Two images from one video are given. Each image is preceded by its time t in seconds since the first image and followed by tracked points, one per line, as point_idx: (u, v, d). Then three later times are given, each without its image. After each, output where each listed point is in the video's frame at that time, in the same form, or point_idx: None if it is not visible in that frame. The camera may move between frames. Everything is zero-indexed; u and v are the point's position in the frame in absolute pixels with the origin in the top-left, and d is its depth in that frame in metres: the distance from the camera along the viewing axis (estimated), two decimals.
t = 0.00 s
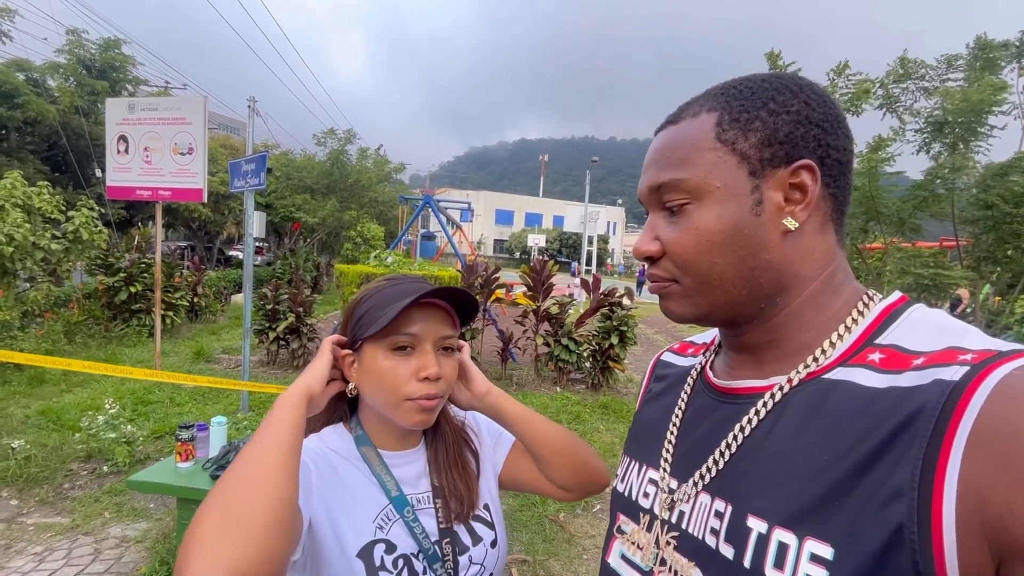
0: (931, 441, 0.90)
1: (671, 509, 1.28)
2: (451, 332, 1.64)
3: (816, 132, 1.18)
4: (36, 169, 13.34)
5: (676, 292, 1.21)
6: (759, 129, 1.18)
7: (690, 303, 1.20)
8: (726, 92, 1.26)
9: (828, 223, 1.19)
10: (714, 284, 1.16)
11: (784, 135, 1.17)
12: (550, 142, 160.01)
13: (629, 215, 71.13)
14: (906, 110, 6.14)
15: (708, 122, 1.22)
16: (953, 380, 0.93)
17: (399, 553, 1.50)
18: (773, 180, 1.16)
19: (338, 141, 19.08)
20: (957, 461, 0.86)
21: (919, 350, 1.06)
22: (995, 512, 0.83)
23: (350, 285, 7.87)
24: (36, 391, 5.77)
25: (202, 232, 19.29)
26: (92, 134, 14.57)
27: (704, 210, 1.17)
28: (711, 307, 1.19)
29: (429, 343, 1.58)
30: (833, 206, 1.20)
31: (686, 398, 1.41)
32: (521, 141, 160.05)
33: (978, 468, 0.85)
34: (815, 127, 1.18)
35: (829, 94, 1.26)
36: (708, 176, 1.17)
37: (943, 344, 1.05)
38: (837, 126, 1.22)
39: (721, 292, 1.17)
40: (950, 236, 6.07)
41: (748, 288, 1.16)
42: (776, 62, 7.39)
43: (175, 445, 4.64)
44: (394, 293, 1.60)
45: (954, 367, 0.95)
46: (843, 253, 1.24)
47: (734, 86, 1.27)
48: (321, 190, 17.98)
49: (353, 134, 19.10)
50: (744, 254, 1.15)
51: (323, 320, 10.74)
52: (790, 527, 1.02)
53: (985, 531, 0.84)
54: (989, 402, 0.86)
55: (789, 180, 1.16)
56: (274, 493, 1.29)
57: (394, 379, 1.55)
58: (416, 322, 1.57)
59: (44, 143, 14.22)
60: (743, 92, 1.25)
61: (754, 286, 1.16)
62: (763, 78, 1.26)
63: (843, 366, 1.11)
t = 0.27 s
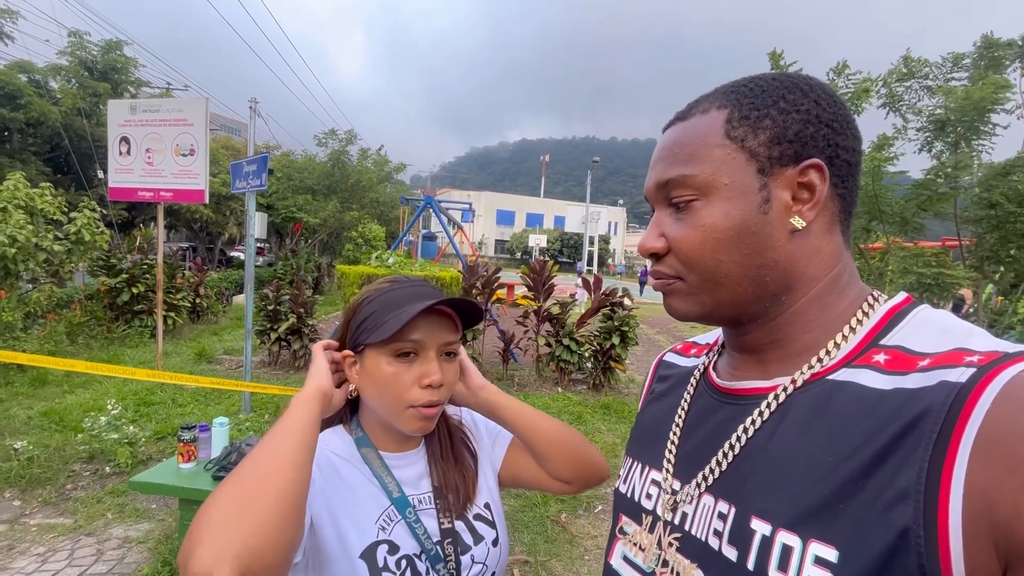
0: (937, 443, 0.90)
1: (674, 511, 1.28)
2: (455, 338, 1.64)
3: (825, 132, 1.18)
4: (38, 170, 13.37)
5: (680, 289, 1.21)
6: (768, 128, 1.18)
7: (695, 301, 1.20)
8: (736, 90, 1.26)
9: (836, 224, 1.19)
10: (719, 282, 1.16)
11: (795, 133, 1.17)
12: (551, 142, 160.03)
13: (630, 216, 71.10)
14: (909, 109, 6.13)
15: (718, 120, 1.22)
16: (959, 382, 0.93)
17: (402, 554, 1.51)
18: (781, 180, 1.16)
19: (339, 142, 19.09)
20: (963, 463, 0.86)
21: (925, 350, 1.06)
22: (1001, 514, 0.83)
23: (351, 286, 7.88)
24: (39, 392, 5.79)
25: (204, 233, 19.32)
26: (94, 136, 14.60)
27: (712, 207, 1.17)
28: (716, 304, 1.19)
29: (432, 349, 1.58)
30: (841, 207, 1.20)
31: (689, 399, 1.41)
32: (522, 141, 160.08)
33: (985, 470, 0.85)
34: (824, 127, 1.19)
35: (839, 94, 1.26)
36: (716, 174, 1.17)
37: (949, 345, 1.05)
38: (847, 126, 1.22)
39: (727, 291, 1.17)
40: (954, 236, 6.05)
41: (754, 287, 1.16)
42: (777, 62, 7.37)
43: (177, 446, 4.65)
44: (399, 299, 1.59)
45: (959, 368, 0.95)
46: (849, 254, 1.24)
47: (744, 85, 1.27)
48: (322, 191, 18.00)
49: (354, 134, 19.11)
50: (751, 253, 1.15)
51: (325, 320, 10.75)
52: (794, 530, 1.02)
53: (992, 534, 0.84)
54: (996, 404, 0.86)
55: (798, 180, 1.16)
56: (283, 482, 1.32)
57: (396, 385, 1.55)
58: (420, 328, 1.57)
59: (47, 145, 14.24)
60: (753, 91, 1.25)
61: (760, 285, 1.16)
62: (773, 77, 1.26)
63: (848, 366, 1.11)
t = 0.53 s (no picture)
0: (941, 443, 0.90)
1: (676, 511, 1.28)
2: (451, 341, 1.64)
3: (826, 130, 1.18)
4: (40, 172, 13.39)
5: (683, 291, 1.21)
6: (769, 127, 1.17)
7: (698, 302, 1.20)
8: (735, 89, 1.26)
9: (838, 223, 1.19)
10: (721, 283, 1.16)
11: (795, 132, 1.17)
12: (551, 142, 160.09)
13: (631, 216, 71.08)
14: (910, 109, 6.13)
15: (718, 120, 1.22)
16: (963, 381, 0.93)
17: (403, 553, 1.51)
18: (783, 180, 1.16)
19: (340, 143, 19.11)
20: (967, 463, 0.86)
21: (929, 350, 1.06)
22: (1006, 514, 0.83)
23: (352, 286, 7.88)
24: (41, 393, 5.80)
25: (205, 233, 19.34)
26: (95, 137, 14.63)
27: (713, 208, 1.17)
28: (719, 305, 1.19)
29: (427, 353, 1.58)
30: (842, 206, 1.20)
31: (691, 399, 1.41)
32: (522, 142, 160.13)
33: (989, 470, 0.85)
34: (825, 125, 1.19)
35: (839, 92, 1.26)
36: (717, 175, 1.17)
37: (953, 344, 1.05)
38: (847, 124, 1.22)
39: (729, 292, 1.17)
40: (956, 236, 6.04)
41: (756, 287, 1.16)
42: (777, 62, 7.37)
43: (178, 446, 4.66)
44: (395, 301, 1.59)
45: (963, 368, 0.95)
46: (852, 252, 1.24)
47: (744, 84, 1.27)
48: (323, 191, 18.01)
49: (355, 135, 19.12)
50: (753, 253, 1.15)
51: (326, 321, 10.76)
52: (797, 530, 1.02)
53: (996, 534, 0.84)
54: (1000, 404, 0.86)
55: (799, 179, 1.15)
56: (287, 475, 1.34)
57: (392, 388, 1.55)
58: (416, 331, 1.57)
59: (49, 146, 14.26)
60: (753, 90, 1.24)
61: (762, 286, 1.16)
62: (773, 76, 1.26)
63: (851, 366, 1.11)
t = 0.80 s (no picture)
0: (932, 441, 0.91)
1: (672, 508, 1.28)
2: (446, 337, 1.64)
3: (818, 130, 1.19)
4: (41, 173, 13.41)
5: (678, 290, 1.21)
6: (761, 127, 1.18)
7: (692, 302, 1.21)
8: (727, 90, 1.26)
9: (830, 222, 1.20)
10: (715, 283, 1.17)
11: (788, 132, 1.17)
12: (552, 143, 160.14)
13: (632, 217, 71.08)
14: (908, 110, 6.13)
15: (710, 120, 1.22)
16: (955, 378, 0.93)
17: (401, 551, 1.51)
18: (776, 179, 1.17)
19: (341, 143, 19.13)
20: (958, 460, 0.87)
21: (921, 348, 1.06)
22: (997, 511, 0.83)
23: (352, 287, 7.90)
24: (42, 393, 5.81)
25: (206, 234, 19.36)
26: (97, 138, 14.67)
27: (707, 209, 1.17)
28: (713, 304, 1.19)
29: (423, 348, 1.59)
30: (835, 205, 1.20)
31: (688, 398, 1.41)
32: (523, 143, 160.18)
33: (980, 467, 0.85)
34: (817, 125, 1.19)
35: (831, 93, 1.26)
36: (710, 175, 1.18)
37: (945, 342, 1.05)
38: (839, 124, 1.22)
39: (723, 291, 1.17)
40: (957, 236, 6.03)
41: (750, 287, 1.16)
42: (775, 64, 7.38)
43: (179, 446, 4.67)
44: (389, 299, 1.60)
45: (955, 366, 0.96)
46: (845, 251, 1.24)
47: (736, 84, 1.27)
48: (324, 192, 18.03)
49: (356, 136, 19.13)
50: (747, 253, 1.15)
51: (326, 322, 10.77)
52: (791, 526, 1.03)
53: (988, 531, 0.85)
54: (990, 401, 0.87)
55: (792, 178, 1.16)
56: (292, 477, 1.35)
57: (387, 384, 1.56)
58: (410, 328, 1.58)
59: (50, 147, 14.29)
60: (745, 91, 1.25)
61: (757, 285, 1.16)
62: (765, 76, 1.27)
63: (845, 364, 1.12)
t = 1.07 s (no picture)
0: (932, 440, 0.91)
1: (673, 509, 1.28)
2: (447, 339, 1.64)
3: (821, 129, 1.19)
4: (42, 173, 13.42)
5: (680, 288, 1.21)
6: (766, 125, 1.18)
7: (695, 300, 1.20)
8: (730, 87, 1.26)
9: (832, 221, 1.20)
10: (719, 281, 1.16)
11: (791, 131, 1.17)
12: (552, 144, 160.15)
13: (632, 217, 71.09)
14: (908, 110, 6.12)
15: (714, 118, 1.22)
16: (955, 378, 0.93)
17: (404, 548, 1.51)
18: (780, 178, 1.16)
19: (341, 144, 19.14)
20: (958, 459, 0.87)
21: (921, 347, 1.06)
22: (997, 509, 0.83)
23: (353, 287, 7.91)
24: (42, 393, 5.82)
25: (207, 235, 19.37)
26: (98, 139, 14.69)
27: (711, 206, 1.17)
28: (716, 302, 1.19)
29: (424, 351, 1.58)
30: (836, 204, 1.21)
31: (688, 398, 1.41)
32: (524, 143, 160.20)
33: (981, 466, 0.85)
34: (820, 124, 1.19)
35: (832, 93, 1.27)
36: (714, 172, 1.17)
37: (946, 341, 1.05)
38: (841, 124, 1.23)
39: (727, 289, 1.17)
40: (957, 236, 6.02)
41: (754, 285, 1.16)
42: (774, 65, 7.37)
43: (180, 447, 4.67)
44: (391, 301, 1.60)
45: (955, 365, 0.96)
46: (846, 251, 1.24)
47: (739, 83, 1.27)
48: (324, 193, 18.03)
49: (356, 136, 19.13)
50: (751, 250, 1.14)
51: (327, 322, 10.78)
52: (792, 526, 1.02)
53: (988, 530, 0.84)
54: (990, 400, 0.86)
55: (795, 177, 1.16)
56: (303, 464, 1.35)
57: (389, 386, 1.56)
58: (412, 330, 1.57)
59: (51, 148, 14.30)
60: (748, 89, 1.25)
61: (760, 283, 1.16)
62: (767, 75, 1.27)
63: (845, 364, 1.11)
